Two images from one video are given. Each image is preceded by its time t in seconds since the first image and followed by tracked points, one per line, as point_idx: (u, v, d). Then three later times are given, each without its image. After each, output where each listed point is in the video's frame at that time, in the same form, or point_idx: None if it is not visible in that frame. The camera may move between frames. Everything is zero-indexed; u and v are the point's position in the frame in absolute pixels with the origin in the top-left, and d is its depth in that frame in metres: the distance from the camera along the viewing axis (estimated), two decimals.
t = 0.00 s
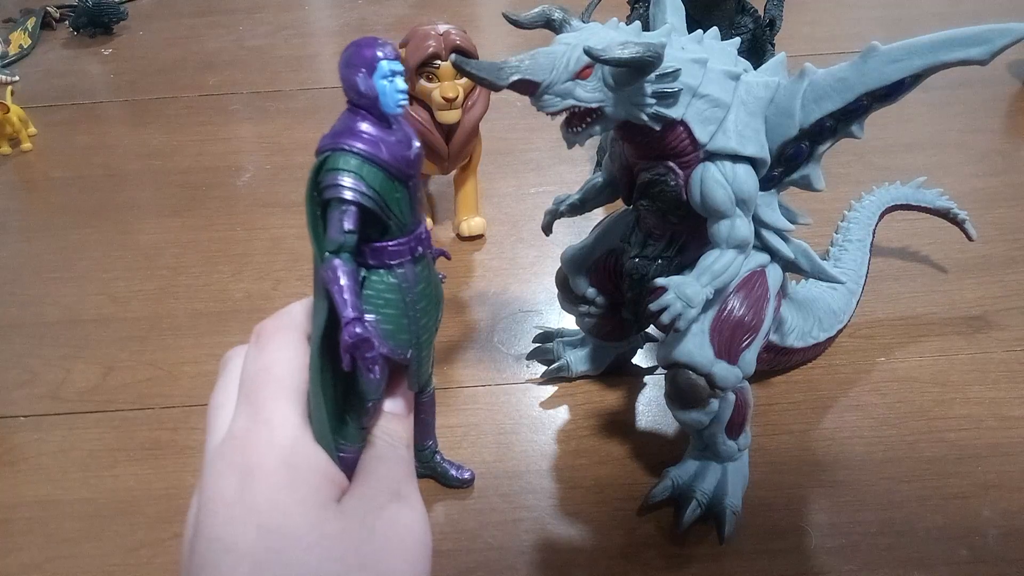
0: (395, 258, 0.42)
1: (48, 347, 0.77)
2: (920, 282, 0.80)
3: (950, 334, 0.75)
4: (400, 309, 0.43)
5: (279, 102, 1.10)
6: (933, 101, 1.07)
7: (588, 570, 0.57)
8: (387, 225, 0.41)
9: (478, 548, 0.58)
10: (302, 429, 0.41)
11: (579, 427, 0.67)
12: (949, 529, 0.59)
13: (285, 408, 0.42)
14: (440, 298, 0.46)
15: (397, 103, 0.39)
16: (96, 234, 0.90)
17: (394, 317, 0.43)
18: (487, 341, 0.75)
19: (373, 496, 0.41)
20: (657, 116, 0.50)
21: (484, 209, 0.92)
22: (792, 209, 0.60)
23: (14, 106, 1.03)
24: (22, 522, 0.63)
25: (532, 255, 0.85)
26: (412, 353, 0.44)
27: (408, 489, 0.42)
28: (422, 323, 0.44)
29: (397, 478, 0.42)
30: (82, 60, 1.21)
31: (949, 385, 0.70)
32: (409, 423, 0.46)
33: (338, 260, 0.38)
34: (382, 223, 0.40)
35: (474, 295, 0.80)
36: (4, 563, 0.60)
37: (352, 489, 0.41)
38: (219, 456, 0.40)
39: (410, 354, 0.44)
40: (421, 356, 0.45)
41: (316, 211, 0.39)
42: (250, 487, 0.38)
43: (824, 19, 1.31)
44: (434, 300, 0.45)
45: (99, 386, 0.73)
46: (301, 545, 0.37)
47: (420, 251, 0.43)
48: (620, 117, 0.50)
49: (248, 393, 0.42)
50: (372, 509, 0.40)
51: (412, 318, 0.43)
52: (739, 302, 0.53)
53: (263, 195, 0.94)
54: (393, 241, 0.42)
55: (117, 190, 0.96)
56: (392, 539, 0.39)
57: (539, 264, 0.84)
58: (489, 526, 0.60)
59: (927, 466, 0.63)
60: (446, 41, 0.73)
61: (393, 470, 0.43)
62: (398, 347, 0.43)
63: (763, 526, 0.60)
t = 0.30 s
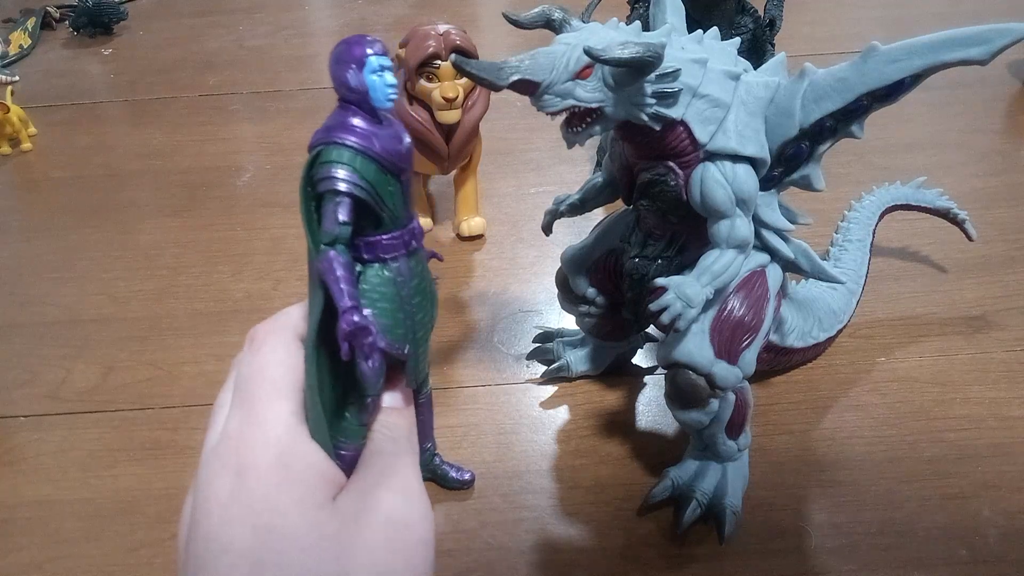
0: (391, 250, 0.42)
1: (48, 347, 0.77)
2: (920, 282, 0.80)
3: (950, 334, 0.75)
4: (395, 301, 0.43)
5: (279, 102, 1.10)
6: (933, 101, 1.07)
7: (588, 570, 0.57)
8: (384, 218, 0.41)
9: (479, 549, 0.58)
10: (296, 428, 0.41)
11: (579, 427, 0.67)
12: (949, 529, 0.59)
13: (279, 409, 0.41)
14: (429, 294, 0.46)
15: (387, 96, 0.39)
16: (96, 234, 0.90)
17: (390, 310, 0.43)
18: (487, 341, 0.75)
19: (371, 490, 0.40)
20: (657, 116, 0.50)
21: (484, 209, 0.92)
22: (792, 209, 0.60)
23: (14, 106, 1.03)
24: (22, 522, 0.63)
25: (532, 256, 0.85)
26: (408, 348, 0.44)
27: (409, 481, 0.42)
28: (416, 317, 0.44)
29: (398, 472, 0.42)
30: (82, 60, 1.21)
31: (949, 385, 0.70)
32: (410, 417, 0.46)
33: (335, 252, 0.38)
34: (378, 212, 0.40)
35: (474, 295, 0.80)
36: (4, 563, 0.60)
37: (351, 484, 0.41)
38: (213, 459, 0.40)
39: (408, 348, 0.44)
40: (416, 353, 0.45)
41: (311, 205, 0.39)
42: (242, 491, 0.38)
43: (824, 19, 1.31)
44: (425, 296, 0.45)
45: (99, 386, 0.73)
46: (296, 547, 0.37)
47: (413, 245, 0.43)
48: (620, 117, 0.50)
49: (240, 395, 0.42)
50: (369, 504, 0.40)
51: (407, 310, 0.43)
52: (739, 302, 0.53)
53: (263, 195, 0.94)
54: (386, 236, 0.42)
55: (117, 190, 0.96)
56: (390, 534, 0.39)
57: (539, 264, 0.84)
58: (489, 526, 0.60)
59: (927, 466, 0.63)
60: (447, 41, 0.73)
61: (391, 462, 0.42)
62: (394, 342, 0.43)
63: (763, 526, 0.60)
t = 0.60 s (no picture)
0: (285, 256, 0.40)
1: (48, 347, 0.77)
2: (920, 282, 0.80)
3: (950, 334, 0.75)
4: (307, 298, 0.40)
5: (279, 102, 1.10)
6: (933, 101, 1.07)
7: (588, 570, 0.57)
8: (262, 226, 0.39)
9: (478, 549, 0.58)
10: (222, 417, 0.36)
11: (579, 427, 0.67)
12: (949, 529, 0.59)
13: (201, 404, 0.37)
14: (358, 289, 0.44)
15: (237, 118, 0.39)
16: (96, 234, 0.90)
17: (302, 306, 0.40)
18: (487, 341, 0.75)
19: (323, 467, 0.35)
20: (657, 116, 0.50)
21: (484, 209, 0.92)
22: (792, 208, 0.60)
23: (14, 106, 1.03)
24: (22, 522, 0.63)
25: (532, 256, 0.85)
26: (335, 340, 0.40)
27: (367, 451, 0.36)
28: (337, 310, 0.41)
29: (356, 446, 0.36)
30: (82, 61, 1.21)
31: (949, 385, 0.70)
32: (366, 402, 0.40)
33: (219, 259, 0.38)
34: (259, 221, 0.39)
35: (474, 295, 0.80)
36: (4, 562, 0.60)
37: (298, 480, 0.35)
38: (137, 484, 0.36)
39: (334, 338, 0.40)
40: (350, 347, 0.41)
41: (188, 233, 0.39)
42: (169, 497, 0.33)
43: (824, 19, 1.31)
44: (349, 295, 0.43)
45: (99, 386, 0.73)
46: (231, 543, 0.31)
47: (309, 247, 0.41)
48: (620, 117, 0.50)
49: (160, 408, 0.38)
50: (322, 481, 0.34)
51: (323, 306, 0.40)
52: (738, 302, 0.53)
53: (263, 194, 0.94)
54: (276, 241, 0.40)
55: (117, 190, 0.96)
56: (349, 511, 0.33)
57: (539, 264, 0.84)
58: (489, 526, 0.60)
59: (927, 466, 0.63)
60: (447, 41, 0.74)
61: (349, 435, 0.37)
62: (315, 334, 0.40)
63: (763, 526, 0.60)
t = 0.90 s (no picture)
0: (251, 300, 0.52)
1: (48, 347, 0.77)
2: (920, 282, 0.80)
3: (950, 334, 0.75)
4: (276, 326, 0.52)
5: (279, 102, 1.10)
6: (933, 101, 1.07)
7: (588, 570, 0.57)
8: (215, 287, 0.52)
9: (478, 549, 0.58)
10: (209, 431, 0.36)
11: (579, 427, 0.67)
12: (949, 529, 0.59)
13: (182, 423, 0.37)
14: (333, 320, 0.55)
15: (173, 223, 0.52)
16: (96, 234, 0.90)
17: (269, 336, 0.51)
18: (487, 341, 0.75)
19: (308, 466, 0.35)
20: (656, 116, 0.50)
21: (484, 209, 0.92)
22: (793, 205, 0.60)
23: (14, 106, 1.03)
24: (22, 522, 0.63)
25: (532, 256, 0.85)
26: (308, 351, 0.52)
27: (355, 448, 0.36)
28: (308, 333, 0.53)
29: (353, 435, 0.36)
30: (82, 61, 1.21)
31: (949, 385, 0.70)
32: (353, 397, 0.52)
33: (183, 341, 0.51)
34: (212, 290, 0.52)
35: (476, 296, 0.80)
36: (4, 563, 0.60)
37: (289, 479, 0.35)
38: (115, 498, 0.34)
39: (309, 354, 0.52)
40: (326, 357, 0.53)
41: (164, 320, 0.53)
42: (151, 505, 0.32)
43: (824, 19, 1.31)
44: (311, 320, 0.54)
45: (99, 386, 0.73)
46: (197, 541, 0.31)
47: (257, 292, 0.53)
48: (619, 117, 0.50)
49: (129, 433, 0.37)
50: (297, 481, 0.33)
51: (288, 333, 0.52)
52: (738, 302, 0.54)
53: (263, 194, 0.94)
54: (230, 295, 0.52)
55: (117, 190, 0.96)
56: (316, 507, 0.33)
57: (539, 264, 0.84)
58: (489, 526, 0.60)
59: (927, 466, 0.64)
60: (447, 41, 0.74)
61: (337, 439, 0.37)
62: (292, 351, 0.51)
63: (763, 526, 0.60)
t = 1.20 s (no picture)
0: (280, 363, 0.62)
1: (48, 347, 0.77)
2: (920, 282, 0.80)
3: (950, 334, 0.75)
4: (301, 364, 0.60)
5: (279, 102, 1.10)
6: (933, 101, 1.07)
7: (588, 570, 0.57)
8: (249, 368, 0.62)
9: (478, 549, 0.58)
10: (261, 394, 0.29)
11: (579, 427, 0.67)
12: (949, 529, 0.59)
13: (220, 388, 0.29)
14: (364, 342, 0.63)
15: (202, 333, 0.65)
16: (96, 234, 0.90)
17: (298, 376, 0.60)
18: (487, 341, 0.75)
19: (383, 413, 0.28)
20: (657, 116, 0.50)
21: (484, 209, 0.92)
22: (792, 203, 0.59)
23: (14, 106, 1.03)
24: (22, 522, 0.63)
25: (532, 256, 0.85)
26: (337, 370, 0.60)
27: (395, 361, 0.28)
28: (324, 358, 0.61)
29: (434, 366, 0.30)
30: (81, 60, 1.21)
31: (949, 385, 0.70)
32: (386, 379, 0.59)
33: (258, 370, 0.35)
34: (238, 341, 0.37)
35: (477, 297, 0.80)
36: (4, 563, 0.60)
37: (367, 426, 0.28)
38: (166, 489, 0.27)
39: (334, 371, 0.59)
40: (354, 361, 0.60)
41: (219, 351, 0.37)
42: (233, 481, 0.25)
43: (824, 19, 1.31)
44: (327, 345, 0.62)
45: (99, 386, 0.73)
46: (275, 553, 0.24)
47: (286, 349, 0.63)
48: (620, 117, 0.50)
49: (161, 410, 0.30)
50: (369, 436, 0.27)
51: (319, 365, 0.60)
52: (738, 302, 0.54)
53: (263, 194, 0.94)
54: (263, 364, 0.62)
55: (117, 190, 0.96)
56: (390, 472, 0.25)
57: (539, 264, 0.84)
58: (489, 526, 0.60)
59: (927, 466, 0.64)
60: (447, 41, 0.74)
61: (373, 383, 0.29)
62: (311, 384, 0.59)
63: (764, 526, 0.60)
